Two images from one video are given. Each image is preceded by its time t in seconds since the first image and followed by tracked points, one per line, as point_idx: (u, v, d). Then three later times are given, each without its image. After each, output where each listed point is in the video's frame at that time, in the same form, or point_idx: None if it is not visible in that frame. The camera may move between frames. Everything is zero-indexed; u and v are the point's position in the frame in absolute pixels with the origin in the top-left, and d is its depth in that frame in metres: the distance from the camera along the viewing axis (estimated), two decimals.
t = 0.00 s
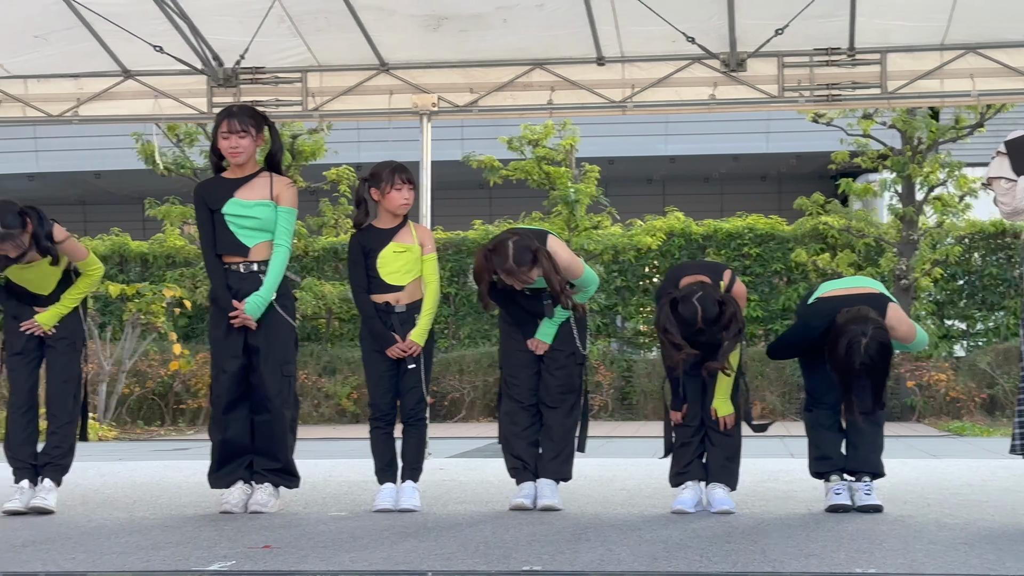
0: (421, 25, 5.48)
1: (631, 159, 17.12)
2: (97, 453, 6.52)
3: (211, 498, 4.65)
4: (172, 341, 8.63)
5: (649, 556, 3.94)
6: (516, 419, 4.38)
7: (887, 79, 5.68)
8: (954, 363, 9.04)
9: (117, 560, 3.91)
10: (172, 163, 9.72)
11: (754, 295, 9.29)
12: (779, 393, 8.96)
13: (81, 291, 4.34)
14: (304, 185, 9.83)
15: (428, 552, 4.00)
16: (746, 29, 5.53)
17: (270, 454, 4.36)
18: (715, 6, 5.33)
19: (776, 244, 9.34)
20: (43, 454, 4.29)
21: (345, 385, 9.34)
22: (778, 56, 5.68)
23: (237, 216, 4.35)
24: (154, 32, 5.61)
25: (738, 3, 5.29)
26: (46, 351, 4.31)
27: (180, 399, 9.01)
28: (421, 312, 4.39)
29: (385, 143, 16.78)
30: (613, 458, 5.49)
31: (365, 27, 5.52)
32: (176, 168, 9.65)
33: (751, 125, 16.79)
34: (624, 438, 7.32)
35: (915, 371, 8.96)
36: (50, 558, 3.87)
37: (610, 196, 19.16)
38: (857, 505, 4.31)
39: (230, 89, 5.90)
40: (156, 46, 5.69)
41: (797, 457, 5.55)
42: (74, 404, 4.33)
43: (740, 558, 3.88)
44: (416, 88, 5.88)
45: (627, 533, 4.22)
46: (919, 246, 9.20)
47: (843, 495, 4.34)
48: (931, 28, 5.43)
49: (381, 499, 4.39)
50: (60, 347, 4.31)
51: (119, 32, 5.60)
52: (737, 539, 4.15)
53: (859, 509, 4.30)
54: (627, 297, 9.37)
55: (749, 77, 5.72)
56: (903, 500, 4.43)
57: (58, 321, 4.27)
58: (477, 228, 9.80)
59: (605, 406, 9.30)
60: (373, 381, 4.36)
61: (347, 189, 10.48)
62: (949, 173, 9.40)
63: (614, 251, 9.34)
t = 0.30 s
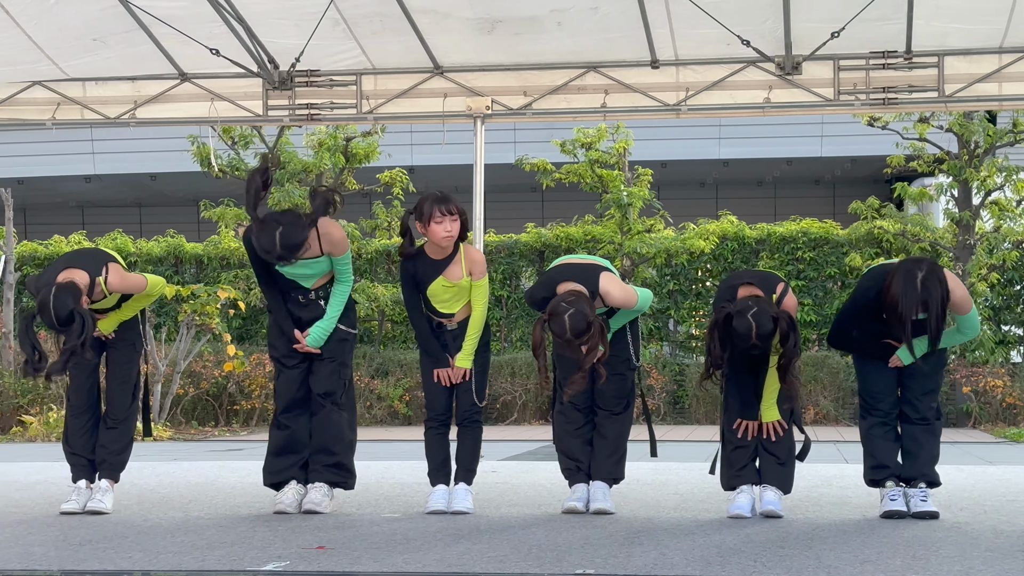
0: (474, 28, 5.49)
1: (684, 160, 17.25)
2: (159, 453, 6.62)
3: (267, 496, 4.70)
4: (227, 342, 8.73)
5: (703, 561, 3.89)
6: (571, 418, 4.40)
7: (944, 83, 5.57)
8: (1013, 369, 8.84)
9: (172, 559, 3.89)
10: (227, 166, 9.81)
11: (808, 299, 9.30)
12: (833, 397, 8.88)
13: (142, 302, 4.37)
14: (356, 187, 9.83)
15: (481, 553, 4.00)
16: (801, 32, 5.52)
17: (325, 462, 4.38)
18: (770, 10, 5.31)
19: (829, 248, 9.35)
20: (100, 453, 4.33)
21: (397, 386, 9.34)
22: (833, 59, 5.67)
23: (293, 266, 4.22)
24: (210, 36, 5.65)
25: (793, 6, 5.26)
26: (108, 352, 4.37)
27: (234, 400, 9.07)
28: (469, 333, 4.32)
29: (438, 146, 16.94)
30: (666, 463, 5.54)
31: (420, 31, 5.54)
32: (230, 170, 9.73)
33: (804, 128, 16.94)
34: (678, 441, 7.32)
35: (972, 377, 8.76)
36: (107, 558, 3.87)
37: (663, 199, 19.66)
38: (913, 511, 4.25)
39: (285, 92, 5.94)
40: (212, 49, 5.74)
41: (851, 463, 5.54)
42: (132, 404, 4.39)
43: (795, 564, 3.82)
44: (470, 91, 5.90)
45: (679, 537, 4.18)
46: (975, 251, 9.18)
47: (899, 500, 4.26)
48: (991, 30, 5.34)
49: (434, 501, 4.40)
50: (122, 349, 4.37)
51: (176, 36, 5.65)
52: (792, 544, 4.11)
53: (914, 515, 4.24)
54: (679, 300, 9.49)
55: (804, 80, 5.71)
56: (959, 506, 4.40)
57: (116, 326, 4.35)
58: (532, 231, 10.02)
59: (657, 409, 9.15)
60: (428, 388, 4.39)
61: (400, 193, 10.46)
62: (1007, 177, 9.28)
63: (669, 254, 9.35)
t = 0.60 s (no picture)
0: (506, 30, 5.50)
1: (714, 163, 17.37)
2: (193, 452, 6.67)
3: (296, 496, 4.71)
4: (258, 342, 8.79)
5: (733, 563, 3.78)
6: (602, 419, 4.37)
7: (979, 85, 5.55)
8: None
9: (204, 558, 3.76)
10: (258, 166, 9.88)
11: (841, 302, 9.25)
12: (865, 400, 8.85)
13: (175, 304, 4.39)
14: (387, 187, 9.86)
15: (510, 556, 3.88)
16: (834, 34, 5.51)
17: (358, 458, 4.40)
18: (804, 10, 5.28)
19: (861, 251, 9.29)
20: (135, 449, 4.37)
21: (428, 387, 9.39)
22: (867, 61, 5.66)
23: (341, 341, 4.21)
24: (243, 36, 5.68)
25: (827, 7, 5.23)
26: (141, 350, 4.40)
27: (265, 399, 9.15)
28: (503, 346, 4.34)
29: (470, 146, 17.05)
30: (697, 466, 5.53)
31: (451, 31, 5.54)
32: (262, 170, 9.80)
33: (835, 130, 16.94)
34: (708, 444, 7.31)
35: (1005, 380, 8.72)
36: (138, 557, 3.76)
37: (695, 201, 19.78)
38: (945, 516, 4.08)
39: (317, 93, 5.97)
40: (245, 50, 5.77)
41: (883, 468, 5.51)
42: (166, 402, 4.44)
43: (824, 568, 3.68)
44: (502, 92, 5.91)
45: (709, 539, 4.11)
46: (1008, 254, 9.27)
47: (931, 505, 4.10)
48: None
49: (464, 501, 4.40)
50: (155, 347, 4.41)
51: (208, 36, 5.67)
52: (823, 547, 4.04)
53: (947, 520, 4.06)
54: (710, 302, 9.47)
55: (837, 82, 5.72)
56: (992, 511, 4.34)
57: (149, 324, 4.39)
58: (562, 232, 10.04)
59: (687, 411, 9.14)
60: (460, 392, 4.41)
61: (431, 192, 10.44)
62: None
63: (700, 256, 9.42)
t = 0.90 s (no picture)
0: (523, 29, 5.51)
1: (730, 162, 17.38)
2: (212, 449, 6.70)
3: (313, 493, 4.72)
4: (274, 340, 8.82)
5: (749, 563, 3.77)
6: (618, 419, 4.35)
7: (997, 85, 5.55)
8: None
9: (221, 555, 3.77)
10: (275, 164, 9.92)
11: (857, 302, 9.26)
12: (881, 400, 8.86)
13: (191, 300, 4.38)
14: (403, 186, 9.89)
15: (526, 554, 3.87)
16: (851, 34, 5.51)
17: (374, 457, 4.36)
18: (822, 10, 5.27)
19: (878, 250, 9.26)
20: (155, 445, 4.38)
21: (444, 386, 9.41)
22: (885, 61, 5.66)
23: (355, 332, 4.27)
24: (262, 35, 5.69)
25: (846, 7, 5.23)
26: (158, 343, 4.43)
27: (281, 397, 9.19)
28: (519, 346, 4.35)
29: (487, 145, 17.10)
30: (713, 465, 5.54)
31: (469, 30, 5.55)
32: (279, 168, 9.82)
33: (852, 130, 16.92)
34: (724, 443, 7.32)
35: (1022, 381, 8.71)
36: (157, 553, 3.77)
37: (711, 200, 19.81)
38: (961, 516, 4.06)
39: (335, 91, 5.97)
40: (263, 49, 5.78)
41: (900, 468, 5.51)
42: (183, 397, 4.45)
43: (840, 568, 3.67)
44: (520, 91, 5.93)
45: (726, 539, 4.10)
46: None
47: (947, 506, 4.08)
48: None
49: (479, 499, 4.39)
50: (173, 341, 4.41)
51: (227, 35, 5.68)
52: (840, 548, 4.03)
53: (964, 520, 4.05)
54: (726, 301, 9.51)
55: (854, 82, 5.74)
56: (1009, 512, 4.33)
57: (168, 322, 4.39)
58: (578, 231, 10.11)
59: (703, 410, 9.18)
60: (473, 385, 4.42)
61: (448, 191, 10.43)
62: None
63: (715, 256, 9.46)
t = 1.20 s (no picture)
0: (527, 26, 5.51)
1: (733, 159, 17.43)
2: (215, 444, 6.72)
3: (315, 488, 4.73)
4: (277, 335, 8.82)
5: (751, 559, 3.78)
6: (618, 419, 4.35)
7: (1000, 83, 5.61)
8: None
9: (224, 549, 3.78)
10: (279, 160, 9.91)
11: (859, 300, 9.28)
12: (882, 397, 8.87)
13: (191, 291, 4.37)
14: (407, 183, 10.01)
15: (529, 549, 3.87)
16: (855, 31, 5.50)
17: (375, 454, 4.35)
18: (826, 7, 5.26)
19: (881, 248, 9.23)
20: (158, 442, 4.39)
21: (446, 381, 9.44)
22: (888, 58, 5.67)
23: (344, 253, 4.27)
24: (265, 30, 5.67)
25: (850, 5, 5.22)
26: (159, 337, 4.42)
27: (283, 392, 9.23)
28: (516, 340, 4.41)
29: (489, 142, 17.12)
30: (715, 461, 5.56)
31: (472, 26, 5.53)
32: (282, 164, 9.83)
33: (855, 126, 16.92)
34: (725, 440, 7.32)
35: None
36: (160, 547, 3.77)
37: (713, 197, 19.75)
38: (962, 513, 4.07)
39: (338, 87, 6.04)
40: (267, 44, 5.76)
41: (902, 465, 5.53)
42: (186, 395, 4.43)
43: (841, 564, 3.68)
44: (523, 88, 5.97)
45: (727, 535, 4.10)
46: None
47: (949, 502, 4.08)
48: None
49: (482, 495, 4.39)
50: (174, 335, 4.40)
51: (230, 30, 5.68)
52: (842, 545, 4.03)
53: (965, 517, 4.05)
54: (728, 298, 9.45)
55: (857, 79, 5.76)
56: (1010, 509, 4.34)
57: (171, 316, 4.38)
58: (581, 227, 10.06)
59: (705, 407, 9.25)
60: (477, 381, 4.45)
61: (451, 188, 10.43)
62: None
63: (718, 253, 9.44)
